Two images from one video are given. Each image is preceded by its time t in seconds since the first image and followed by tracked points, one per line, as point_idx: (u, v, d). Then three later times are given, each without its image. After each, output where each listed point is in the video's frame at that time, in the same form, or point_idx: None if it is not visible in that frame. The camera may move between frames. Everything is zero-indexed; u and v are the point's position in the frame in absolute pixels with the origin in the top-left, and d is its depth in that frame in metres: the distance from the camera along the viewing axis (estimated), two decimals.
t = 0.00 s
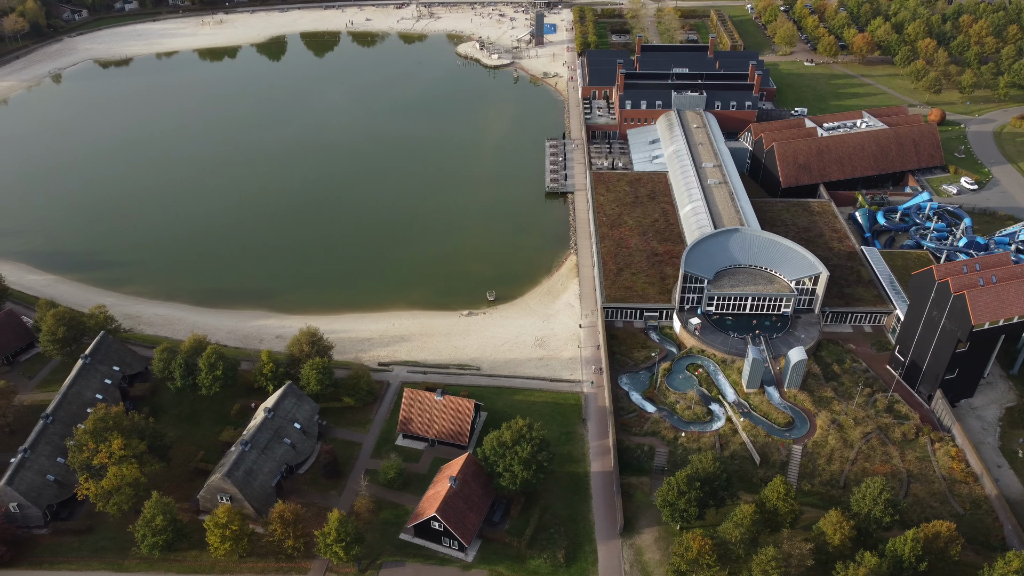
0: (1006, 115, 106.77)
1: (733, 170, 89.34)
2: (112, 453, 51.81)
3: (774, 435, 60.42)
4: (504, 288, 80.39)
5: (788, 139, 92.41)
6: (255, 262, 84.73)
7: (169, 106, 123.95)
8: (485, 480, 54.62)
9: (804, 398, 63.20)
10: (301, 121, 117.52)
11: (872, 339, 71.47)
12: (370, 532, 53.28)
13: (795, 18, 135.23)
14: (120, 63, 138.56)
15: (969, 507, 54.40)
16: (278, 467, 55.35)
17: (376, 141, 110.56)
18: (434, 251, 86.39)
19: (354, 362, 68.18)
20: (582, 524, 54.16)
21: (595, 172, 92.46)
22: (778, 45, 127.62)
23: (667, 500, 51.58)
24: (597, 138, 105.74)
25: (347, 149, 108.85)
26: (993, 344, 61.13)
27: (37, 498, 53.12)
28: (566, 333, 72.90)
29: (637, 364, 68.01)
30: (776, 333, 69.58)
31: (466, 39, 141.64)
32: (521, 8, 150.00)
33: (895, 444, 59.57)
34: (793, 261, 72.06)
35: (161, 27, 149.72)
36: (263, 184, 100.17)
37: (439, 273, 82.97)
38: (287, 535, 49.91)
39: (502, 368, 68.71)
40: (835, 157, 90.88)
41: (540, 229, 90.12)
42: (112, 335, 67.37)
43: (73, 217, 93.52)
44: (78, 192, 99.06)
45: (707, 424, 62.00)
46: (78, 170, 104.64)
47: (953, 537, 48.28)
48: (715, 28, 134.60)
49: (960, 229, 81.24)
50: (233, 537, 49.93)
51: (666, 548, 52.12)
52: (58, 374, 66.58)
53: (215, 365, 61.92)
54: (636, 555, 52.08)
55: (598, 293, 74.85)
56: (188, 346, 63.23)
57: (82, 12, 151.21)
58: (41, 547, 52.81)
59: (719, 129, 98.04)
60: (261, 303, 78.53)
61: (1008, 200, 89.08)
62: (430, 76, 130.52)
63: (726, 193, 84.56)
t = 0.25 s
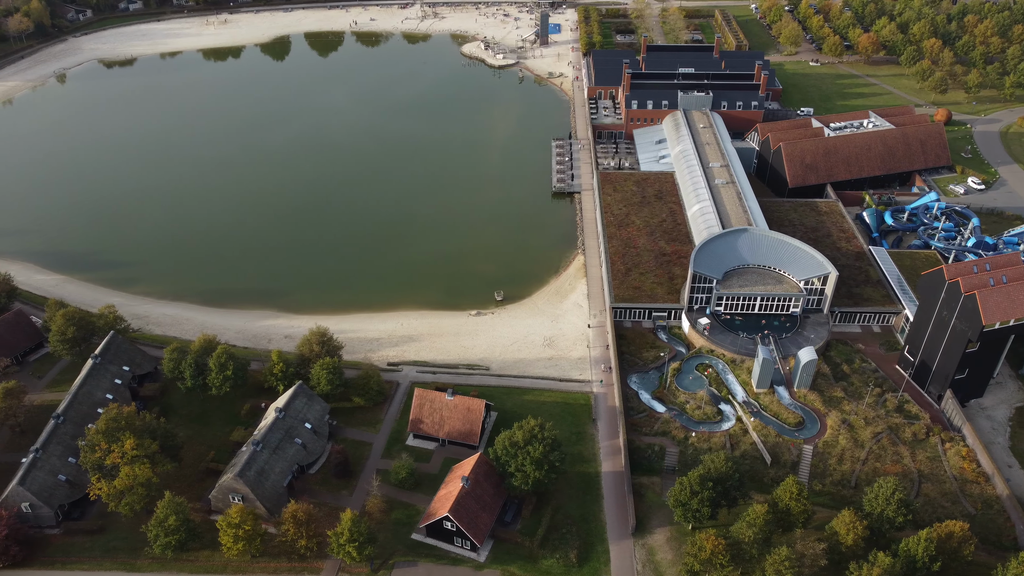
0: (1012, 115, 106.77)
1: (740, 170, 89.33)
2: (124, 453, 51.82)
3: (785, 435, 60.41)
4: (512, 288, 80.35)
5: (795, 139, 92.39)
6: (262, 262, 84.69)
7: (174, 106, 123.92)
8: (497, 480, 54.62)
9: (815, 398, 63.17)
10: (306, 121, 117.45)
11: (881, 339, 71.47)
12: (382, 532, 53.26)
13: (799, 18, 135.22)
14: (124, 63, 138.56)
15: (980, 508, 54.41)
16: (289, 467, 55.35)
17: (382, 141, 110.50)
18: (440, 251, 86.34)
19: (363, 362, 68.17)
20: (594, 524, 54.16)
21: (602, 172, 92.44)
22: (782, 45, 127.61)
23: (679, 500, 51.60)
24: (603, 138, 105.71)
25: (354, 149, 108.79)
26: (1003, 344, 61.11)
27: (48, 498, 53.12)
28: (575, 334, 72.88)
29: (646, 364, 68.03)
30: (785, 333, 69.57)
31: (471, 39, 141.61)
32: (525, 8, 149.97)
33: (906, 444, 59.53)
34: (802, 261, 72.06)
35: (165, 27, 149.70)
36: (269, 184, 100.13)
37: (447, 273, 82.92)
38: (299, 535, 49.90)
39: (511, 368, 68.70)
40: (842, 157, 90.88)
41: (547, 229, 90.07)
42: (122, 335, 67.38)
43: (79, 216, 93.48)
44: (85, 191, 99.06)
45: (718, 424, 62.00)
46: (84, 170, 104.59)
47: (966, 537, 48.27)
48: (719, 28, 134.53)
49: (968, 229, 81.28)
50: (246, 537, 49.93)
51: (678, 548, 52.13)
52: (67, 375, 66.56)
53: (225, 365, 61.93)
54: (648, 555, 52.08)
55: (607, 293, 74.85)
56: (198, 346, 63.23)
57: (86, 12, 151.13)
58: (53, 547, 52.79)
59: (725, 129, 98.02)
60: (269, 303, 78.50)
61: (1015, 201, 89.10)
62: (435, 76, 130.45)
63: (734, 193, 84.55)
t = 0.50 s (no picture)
0: (1019, 115, 106.73)
1: (747, 170, 89.31)
2: (136, 453, 51.83)
3: (796, 435, 60.40)
4: (520, 288, 80.31)
5: (802, 139, 92.36)
6: (269, 261, 84.67)
7: (180, 106, 123.93)
8: (509, 480, 54.62)
9: (825, 398, 63.16)
10: (312, 121, 117.41)
11: (890, 339, 71.46)
12: (395, 532, 53.27)
13: (804, 18, 135.17)
14: (129, 62, 138.59)
15: (992, 508, 54.40)
16: (301, 467, 55.37)
17: (388, 141, 110.49)
18: (447, 251, 86.28)
19: (373, 362, 68.17)
20: (606, 524, 54.16)
21: (609, 172, 92.43)
22: (788, 45, 127.57)
23: (692, 500, 51.60)
24: (609, 138, 105.68)
25: (360, 149, 108.77)
26: (1014, 344, 61.03)
27: (61, 498, 53.12)
28: (584, 334, 72.87)
29: (656, 364, 68.03)
30: (794, 333, 69.55)
31: (475, 39, 141.58)
32: (530, 8, 149.93)
33: (917, 444, 59.50)
34: (811, 261, 72.05)
35: (170, 27, 149.71)
36: (276, 184, 100.14)
37: (455, 272, 82.89)
38: (312, 535, 49.89)
39: (521, 368, 68.70)
40: (849, 157, 90.84)
41: (554, 229, 90.03)
42: (131, 335, 67.39)
43: (86, 216, 93.48)
44: (91, 191, 99.10)
45: (728, 425, 62.00)
46: (90, 170, 104.58)
47: (979, 537, 48.27)
48: (724, 28, 134.48)
49: (976, 229, 81.31)
50: (258, 537, 49.92)
51: (690, 548, 52.14)
52: (77, 375, 66.56)
53: (235, 365, 61.94)
54: (660, 555, 52.08)
55: (615, 292, 74.84)
56: (208, 346, 63.24)
57: (91, 12, 151.13)
58: (65, 547, 52.78)
59: (732, 129, 98.00)
60: (277, 302, 78.49)
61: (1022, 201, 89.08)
62: (440, 76, 130.41)
63: (741, 192, 84.54)
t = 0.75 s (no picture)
0: None
1: (754, 170, 89.30)
2: (149, 454, 51.83)
3: (807, 435, 60.38)
4: (528, 288, 80.31)
5: (810, 139, 92.33)
6: (277, 261, 84.70)
7: (185, 106, 123.92)
8: (521, 480, 54.59)
9: (835, 398, 63.14)
10: (317, 121, 117.37)
11: (899, 339, 71.47)
12: (407, 532, 53.26)
13: (809, 18, 135.16)
14: (135, 62, 138.63)
15: (1004, 508, 54.38)
16: (312, 467, 55.37)
17: (394, 141, 110.52)
18: (455, 251, 86.27)
19: (382, 363, 68.15)
20: (618, 524, 54.17)
21: (616, 172, 92.43)
22: (793, 45, 127.52)
23: (705, 500, 51.63)
24: (616, 138, 105.65)
25: (365, 148, 108.77)
26: None
27: (73, 497, 53.13)
28: (592, 334, 72.87)
29: (665, 364, 68.09)
30: (804, 333, 69.52)
31: (480, 39, 141.55)
32: (534, 8, 149.90)
33: (928, 444, 59.44)
34: (820, 261, 72.04)
35: (174, 27, 149.71)
36: (283, 184, 100.15)
37: (463, 272, 82.93)
38: (325, 535, 49.86)
39: (530, 368, 68.71)
40: (856, 157, 90.81)
41: (561, 229, 90.01)
42: (141, 335, 67.41)
43: (93, 216, 93.49)
44: (98, 191, 99.14)
45: (739, 425, 62.01)
46: (97, 170, 104.58)
47: (993, 537, 48.26)
48: (729, 28, 134.42)
49: (984, 229, 81.41)
50: (271, 537, 49.87)
51: (703, 548, 52.14)
52: (87, 375, 66.56)
53: (246, 365, 61.93)
54: (673, 555, 52.07)
55: (624, 292, 74.86)
56: (218, 346, 63.24)
57: (95, 12, 151.11)
58: (77, 547, 52.78)
59: (738, 129, 98.00)
60: (285, 302, 78.51)
61: None
62: (445, 76, 130.39)
63: (749, 192, 84.54)
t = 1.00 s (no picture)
0: None
1: (762, 170, 89.31)
2: (161, 454, 51.83)
3: (817, 435, 60.38)
4: (537, 288, 80.30)
5: (817, 139, 92.34)
6: (285, 262, 84.73)
7: (191, 106, 123.94)
8: (533, 481, 54.59)
9: (846, 398, 63.10)
10: (323, 121, 117.36)
11: (908, 339, 71.45)
12: (419, 532, 53.28)
13: (814, 19, 135.13)
14: (140, 63, 138.67)
15: (1016, 508, 54.35)
16: (324, 467, 55.40)
17: (400, 141, 110.47)
18: (462, 251, 86.23)
19: (392, 363, 68.16)
20: (630, 525, 54.15)
21: (624, 172, 92.45)
22: (798, 45, 127.57)
23: (717, 501, 51.63)
24: (622, 138, 105.66)
25: (372, 149, 108.74)
26: None
27: (85, 498, 53.15)
28: (602, 334, 72.87)
29: (675, 364, 68.10)
30: (813, 334, 69.53)
31: (485, 39, 141.57)
32: (539, 9, 149.95)
33: (939, 444, 59.38)
34: (829, 261, 72.02)
35: (179, 27, 149.75)
36: (290, 184, 100.22)
37: (471, 273, 82.89)
38: (338, 535, 49.83)
39: (540, 368, 68.73)
40: (864, 158, 90.83)
41: (569, 229, 90.02)
42: (151, 335, 67.45)
43: (101, 216, 93.54)
44: (105, 191, 99.23)
45: (749, 425, 62.01)
46: (103, 171, 104.57)
47: (1006, 538, 48.21)
48: (734, 28, 134.37)
49: (993, 229, 81.63)
50: (284, 538, 49.87)
51: (715, 549, 52.15)
52: (97, 375, 66.61)
53: (256, 365, 61.95)
54: (685, 556, 52.06)
55: (633, 292, 74.85)
56: (228, 346, 63.26)
57: (100, 12, 151.16)
58: (89, 547, 52.84)
59: (745, 129, 97.99)
60: (294, 302, 78.53)
61: None
62: (450, 76, 130.39)
63: (757, 193, 84.55)
